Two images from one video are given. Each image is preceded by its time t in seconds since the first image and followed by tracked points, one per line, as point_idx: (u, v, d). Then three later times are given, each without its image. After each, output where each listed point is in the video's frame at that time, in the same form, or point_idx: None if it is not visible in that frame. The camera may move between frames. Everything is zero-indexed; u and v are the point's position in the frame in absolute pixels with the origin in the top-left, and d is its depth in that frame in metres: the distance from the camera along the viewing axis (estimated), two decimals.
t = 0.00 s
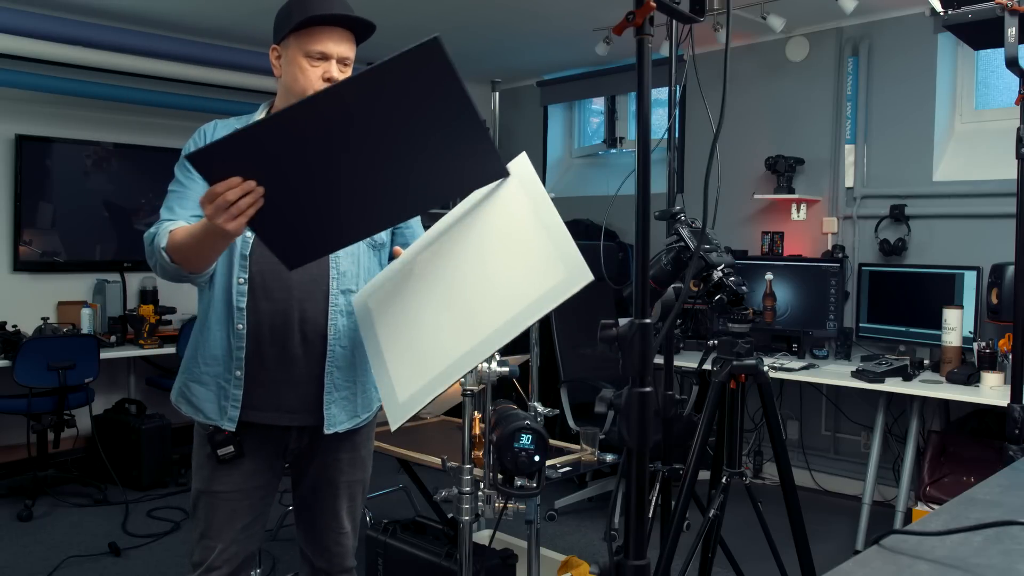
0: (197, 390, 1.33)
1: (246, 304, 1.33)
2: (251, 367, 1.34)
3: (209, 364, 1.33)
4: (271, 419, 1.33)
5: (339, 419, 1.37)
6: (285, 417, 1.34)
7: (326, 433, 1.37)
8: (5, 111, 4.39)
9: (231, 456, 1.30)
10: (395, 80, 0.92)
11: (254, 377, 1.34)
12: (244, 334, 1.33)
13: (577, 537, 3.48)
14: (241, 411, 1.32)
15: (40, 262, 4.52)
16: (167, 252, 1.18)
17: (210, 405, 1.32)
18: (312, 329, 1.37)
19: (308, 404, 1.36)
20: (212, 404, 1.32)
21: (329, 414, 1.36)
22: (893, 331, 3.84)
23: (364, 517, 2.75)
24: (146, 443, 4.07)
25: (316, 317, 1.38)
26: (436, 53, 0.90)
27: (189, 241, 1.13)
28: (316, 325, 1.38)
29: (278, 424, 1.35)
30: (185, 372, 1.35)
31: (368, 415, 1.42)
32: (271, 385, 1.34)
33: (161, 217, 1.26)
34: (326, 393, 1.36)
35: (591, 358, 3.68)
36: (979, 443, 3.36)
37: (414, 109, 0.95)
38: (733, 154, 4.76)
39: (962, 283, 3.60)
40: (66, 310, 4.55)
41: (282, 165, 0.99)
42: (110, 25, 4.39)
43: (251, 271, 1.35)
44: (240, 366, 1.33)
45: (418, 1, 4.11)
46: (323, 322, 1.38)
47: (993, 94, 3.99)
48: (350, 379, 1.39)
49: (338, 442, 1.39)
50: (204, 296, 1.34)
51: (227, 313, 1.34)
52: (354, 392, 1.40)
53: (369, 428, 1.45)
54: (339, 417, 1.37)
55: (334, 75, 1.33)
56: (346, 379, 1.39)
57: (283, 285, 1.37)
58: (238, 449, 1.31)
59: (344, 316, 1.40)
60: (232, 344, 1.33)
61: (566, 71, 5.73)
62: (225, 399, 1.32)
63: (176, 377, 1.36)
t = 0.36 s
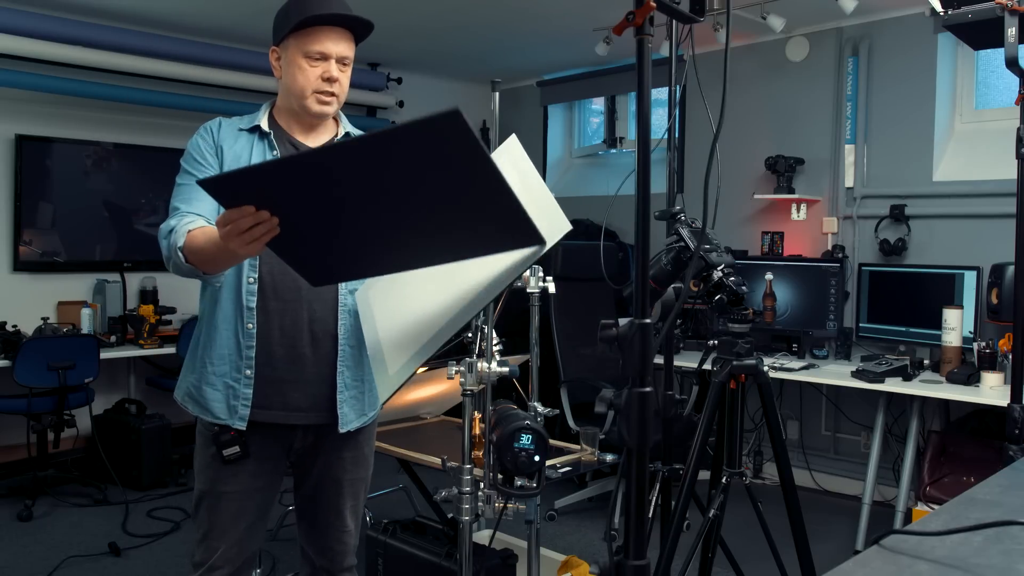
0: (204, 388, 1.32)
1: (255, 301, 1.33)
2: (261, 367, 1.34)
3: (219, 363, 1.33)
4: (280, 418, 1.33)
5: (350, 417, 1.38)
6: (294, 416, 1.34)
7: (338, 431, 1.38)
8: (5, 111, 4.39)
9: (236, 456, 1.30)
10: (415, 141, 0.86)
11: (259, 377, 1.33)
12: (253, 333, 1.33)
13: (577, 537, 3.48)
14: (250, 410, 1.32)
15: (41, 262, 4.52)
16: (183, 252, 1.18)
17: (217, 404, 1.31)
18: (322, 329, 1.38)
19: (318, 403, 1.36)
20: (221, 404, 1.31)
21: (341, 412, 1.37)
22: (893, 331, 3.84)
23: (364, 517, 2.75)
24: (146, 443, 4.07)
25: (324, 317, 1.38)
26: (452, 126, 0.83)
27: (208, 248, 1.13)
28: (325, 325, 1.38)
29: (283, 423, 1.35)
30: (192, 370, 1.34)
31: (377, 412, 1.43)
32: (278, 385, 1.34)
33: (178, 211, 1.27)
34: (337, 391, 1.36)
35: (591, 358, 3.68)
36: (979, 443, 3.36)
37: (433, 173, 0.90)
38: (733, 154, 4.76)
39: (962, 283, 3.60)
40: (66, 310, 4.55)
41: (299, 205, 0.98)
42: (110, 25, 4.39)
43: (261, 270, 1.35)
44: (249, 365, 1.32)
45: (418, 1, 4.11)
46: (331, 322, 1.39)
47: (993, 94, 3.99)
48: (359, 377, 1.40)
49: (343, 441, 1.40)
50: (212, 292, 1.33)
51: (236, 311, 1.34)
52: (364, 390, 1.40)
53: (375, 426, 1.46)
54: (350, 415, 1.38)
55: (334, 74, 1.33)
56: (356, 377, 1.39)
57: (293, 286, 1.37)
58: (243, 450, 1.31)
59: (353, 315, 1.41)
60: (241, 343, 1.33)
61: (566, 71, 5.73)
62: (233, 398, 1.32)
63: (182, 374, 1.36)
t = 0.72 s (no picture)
0: (215, 392, 1.33)
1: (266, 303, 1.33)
2: (270, 367, 1.34)
3: (228, 369, 1.33)
4: (289, 418, 1.33)
5: (356, 417, 1.38)
6: (303, 416, 1.34)
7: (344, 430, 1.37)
8: (5, 111, 4.39)
9: (242, 456, 1.31)
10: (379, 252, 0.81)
11: (267, 377, 1.33)
12: (260, 334, 1.33)
13: (576, 537, 3.48)
14: (261, 411, 1.32)
15: (41, 262, 4.52)
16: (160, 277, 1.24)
17: (228, 407, 1.32)
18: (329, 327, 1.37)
19: (327, 402, 1.36)
20: (232, 407, 1.32)
21: (348, 411, 1.37)
22: (893, 331, 3.84)
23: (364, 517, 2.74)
24: (146, 443, 4.07)
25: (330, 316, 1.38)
26: (420, 250, 0.78)
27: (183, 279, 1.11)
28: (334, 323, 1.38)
29: (289, 423, 1.35)
30: (201, 375, 1.35)
31: (383, 412, 1.43)
32: (287, 384, 1.34)
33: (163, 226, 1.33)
34: (344, 391, 1.36)
35: (591, 358, 3.69)
36: (979, 443, 3.36)
37: (390, 285, 0.84)
38: (733, 154, 4.76)
39: (962, 283, 3.60)
40: (66, 310, 4.55)
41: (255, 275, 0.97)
42: (110, 25, 4.40)
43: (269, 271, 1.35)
44: (258, 367, 1.33)
45: (418, 1, 4.11)
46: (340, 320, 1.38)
47: (993, 94, 3.99)
48: (365, 376, 1.40)
49: (349, 440, 1.40)
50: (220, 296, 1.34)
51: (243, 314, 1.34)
52: (370, 390, 1.40)
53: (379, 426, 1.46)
54: (355, 415, 1.38)
55: (336, 73, 1.33)
56: (362, 377, 1.39)
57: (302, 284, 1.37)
58: (248, 450, 1.31)
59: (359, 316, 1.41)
60: (249, 346, 1.33)
61: (566, 71, 5.73)
62: (244, 401, 1.32)
63: (192, 379, 1.36)
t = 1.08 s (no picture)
0: (206, 399, 1.34)
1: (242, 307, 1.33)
2: (252, 369, 1.33)
3: (214, 374, 1.34)
4: (274, 419, 1.33)
5: (339, 416, 1.37)
6: (287, 416, 1.34)
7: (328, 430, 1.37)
8: (5, 111, 4.39)
9: (234, 458, 1.30)
10: (286, 144, 1.02)
11: (256, 379, 1.33)
12: (240, 338, 1.33)
13: (577, 537, 3.48)
14: (248, 414, 1.32)
15: (40, 262, 4.52)
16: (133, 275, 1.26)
17: (219, 412, 1.33)
18: (310, 327, 1.37)
19: (309, 402, 1.36)
20: (222, 411, 1.32)
21: (330, 411, 1.36)
22: (893, 331, 3.84)
23: (365, 517, 2.74)
24: (146, 443, 4.07)
25: (311, 316, 1.38)
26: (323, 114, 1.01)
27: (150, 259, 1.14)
28: (312, 323, 1.38)
29: (279, 424, 1.35)
30: (190, 384, 1.36)
31: (368, 411, 1.43)
32: (273, 385, 1.34)
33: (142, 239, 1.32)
34: (325, 390, 1.36)
35: (591, 358, 3.69)
36: (979, 443, 3.35)
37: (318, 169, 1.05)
38: (733, 154, 4.76)
39: (962, 283, 3.60)
40: (66, 310, 4.55)
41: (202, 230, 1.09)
42: (110, 25, 4.39)
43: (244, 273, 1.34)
44: (241, 370, 1.33)
45: (418, 1, 4.11)
46: (319, 320, 1.39)
47: (993, 94, 3.99)
48: (349, 375, 1.40)
49: (338, 440, 1.40)
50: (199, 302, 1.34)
51: (222, 319, 1.34)
52: (354, 388, 1.40)
53: (369, 425, 1.45)
54: (339, 414, 1.37)
55: (317, 76, 1.32)
56: (345, 376, 1.39)
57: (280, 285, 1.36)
58: (241, 451, 1.31)
59: (340, 315, 1.41)
60: (231, 350, 1.33)
61: (566, 71, 5.73)
62: (232, 404, 1.32)
63: (182, 390, 1.37)
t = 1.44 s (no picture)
0: (201, 395, 1.32)
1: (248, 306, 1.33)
2: (255, 368, 1.33)
3: (214, 370, 1.33)
4: (278, 418, 1.33)
5: (342, 415, 1.38)
6: (292, 416, 1.34)
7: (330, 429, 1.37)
8: (5, 111, 4.39)
9: (234, 458, 1.30)
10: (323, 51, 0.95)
11: (259, 378, 1.33)
12: (245, 336, 1.33)
13: (577, 537, 3.48)
14: (247, 413, 1.32)
15: (40, 262, 4.52)
16: (156, 258, 1.23)
17: (215, 409, 1.31)
18: (316, 326, 1.38)
19: (314, 402, 1.36)
20: (219, 409, 1.31)
21: (334, 409, 1.36)
22: (893, 331, 3.84)
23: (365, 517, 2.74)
24: (146, 443, 4.07)
25: (317, 315, 1.38)
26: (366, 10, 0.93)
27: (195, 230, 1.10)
28: (318, 322, 1.38)
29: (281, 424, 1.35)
30: (189, 378, 1.34)
31: (371, 410, 1.43)
32: (277, 385, 1.34)
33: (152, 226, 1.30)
34: (329, 389, 1.37)
35: (591, 358, 3.69)
36: (979, 443, 3.35)
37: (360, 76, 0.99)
38: (733, 154, 4.76)
39: (962, 283, 3.60)
40: (66, 310, 4.55)
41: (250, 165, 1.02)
42: (110, 25, 4.39)
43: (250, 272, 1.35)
44: (242, 368, 1.32)
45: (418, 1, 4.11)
46: (324, 319, 1.39)
47: (993, 94, 3.99)
48: (352, 374, 1.40)
49: (339, 439, 1.40)
50: (204, 298, 1.34)
51: (227, 317, 1.34)
52: (357, 387, 1.41)
53: (370, 425, 1.46)
54: (342, 412, 1.37)
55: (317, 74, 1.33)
56: (348, 375, 1.40)
57: (283, 285, 1.36)
58: (242, 451, 1.31)
59: (344, 313, 1.41)
60: (234, 348, 1.33)
61: (566, 71, 5.73)
62: (230, 403, 1.32)
63: (179, 384, 1.35)
